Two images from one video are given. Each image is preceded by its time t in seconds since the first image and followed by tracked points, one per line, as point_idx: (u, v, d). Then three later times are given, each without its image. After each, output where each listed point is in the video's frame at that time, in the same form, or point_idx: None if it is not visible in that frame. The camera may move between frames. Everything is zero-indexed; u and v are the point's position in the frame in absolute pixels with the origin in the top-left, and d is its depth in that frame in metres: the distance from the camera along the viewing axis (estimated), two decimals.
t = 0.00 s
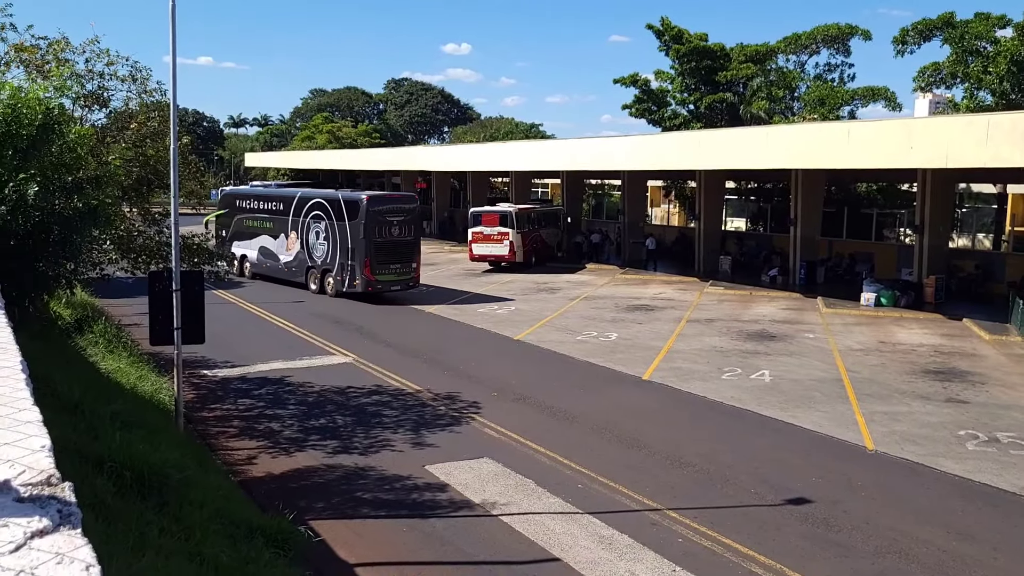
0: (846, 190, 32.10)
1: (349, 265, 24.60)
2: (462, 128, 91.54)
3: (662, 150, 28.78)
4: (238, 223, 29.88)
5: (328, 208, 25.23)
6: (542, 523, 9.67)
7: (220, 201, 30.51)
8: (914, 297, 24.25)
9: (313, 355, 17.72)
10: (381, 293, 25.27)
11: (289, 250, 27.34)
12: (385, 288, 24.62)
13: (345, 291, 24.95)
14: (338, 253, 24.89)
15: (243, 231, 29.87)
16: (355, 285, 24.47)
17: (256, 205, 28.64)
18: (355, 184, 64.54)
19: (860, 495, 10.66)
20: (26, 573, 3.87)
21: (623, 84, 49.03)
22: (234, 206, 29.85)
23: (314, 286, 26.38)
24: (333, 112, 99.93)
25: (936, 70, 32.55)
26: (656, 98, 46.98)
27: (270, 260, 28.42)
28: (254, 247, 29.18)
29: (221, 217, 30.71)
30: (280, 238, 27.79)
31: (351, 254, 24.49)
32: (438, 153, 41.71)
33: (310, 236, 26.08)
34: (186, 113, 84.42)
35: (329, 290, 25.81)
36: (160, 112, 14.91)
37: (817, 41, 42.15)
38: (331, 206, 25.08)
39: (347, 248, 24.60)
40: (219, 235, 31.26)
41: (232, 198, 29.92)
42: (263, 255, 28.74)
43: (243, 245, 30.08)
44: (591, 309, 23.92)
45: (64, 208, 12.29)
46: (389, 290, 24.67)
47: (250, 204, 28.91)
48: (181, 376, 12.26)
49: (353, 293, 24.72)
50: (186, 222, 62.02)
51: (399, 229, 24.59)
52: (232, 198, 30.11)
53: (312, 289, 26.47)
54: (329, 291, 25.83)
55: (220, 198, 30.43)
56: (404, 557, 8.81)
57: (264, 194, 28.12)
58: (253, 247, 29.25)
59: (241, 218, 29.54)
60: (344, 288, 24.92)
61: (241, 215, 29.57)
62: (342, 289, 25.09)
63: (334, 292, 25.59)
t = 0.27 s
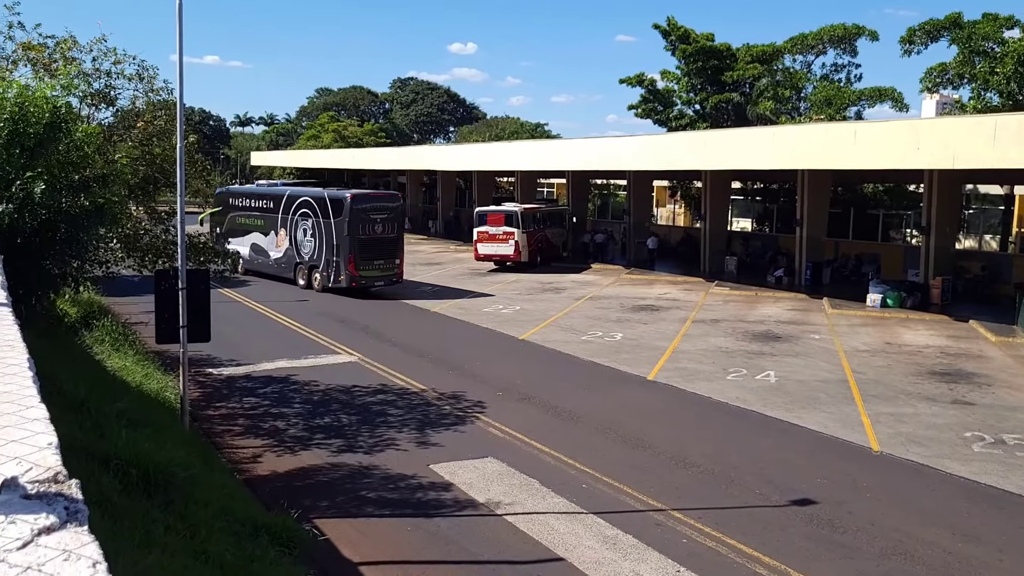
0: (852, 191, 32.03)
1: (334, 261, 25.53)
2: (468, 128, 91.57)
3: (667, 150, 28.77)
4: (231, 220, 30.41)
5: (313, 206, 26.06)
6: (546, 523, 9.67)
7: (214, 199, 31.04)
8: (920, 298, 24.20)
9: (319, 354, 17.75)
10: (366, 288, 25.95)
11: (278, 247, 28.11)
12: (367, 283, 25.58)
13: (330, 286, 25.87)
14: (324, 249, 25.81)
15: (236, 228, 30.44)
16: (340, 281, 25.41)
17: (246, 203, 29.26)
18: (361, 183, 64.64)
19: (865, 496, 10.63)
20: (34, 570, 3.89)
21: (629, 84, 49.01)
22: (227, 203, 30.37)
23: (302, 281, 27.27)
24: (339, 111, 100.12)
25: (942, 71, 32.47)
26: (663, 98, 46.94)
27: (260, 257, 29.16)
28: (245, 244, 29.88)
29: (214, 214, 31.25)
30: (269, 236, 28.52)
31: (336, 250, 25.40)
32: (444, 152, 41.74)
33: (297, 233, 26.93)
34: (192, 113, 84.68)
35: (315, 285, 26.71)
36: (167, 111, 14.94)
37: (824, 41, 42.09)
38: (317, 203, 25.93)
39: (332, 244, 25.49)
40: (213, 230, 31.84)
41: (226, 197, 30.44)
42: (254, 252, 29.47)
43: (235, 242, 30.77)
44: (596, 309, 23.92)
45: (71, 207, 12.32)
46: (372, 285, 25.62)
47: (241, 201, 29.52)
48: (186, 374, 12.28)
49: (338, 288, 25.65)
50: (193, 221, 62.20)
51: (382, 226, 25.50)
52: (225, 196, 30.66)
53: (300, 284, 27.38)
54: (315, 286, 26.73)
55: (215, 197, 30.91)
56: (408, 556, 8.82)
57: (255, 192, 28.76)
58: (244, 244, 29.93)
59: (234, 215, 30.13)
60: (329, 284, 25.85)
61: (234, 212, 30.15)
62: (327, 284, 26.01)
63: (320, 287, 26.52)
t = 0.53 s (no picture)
0: (858, 191, 31.97)
1: (320, 256, 26.33)
2: (474, 126, 91.62)
3: (673, 150, 28.74)
4: (225, 217, 31.32)
5: (300, 203, 26.87)
6: (551, 522, 9.67)
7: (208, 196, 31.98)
8: (926, 298, 24.16)
9: (324, 352, 17.77)
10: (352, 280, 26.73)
11: (269, 243, 28.98)
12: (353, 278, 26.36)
13: (317, 281, 26.70)
14: (311, 245, 26.63)
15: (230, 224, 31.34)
16: (326, 276, 26.21)
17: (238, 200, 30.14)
18: (367, 181, 64.73)
19: (870, 497, 10.61)
20: (39, 565, 3.88)
21: (635, 83, 48.98)
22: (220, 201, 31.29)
23: (291, 276, 28.14)
24: (345, 109, 100.27)
25: (949, 70, 32.39)
26: (668, 97, 46.89)
27: (253, 252, 30.03)
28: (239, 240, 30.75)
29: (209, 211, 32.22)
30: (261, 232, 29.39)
31: (322, 246, 26.19)
32: (450, 151, 41.75)
33: (286, 229, 27.77)
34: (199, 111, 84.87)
35: (304, 280, 27.57)
36: (173, 109, 14.95)
37: (831, 41, 42.00)
38: (303, 200, 26.72)
39: (318, 240, 26.28)
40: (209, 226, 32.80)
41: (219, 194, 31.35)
42: (247, 248, 30.35)
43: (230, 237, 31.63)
44: (601, 308, 23.92)
45: (77, 203, 12.35)
46: (357, 280, 26.40)
47: (234, 198, 30.42)
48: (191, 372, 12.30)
49: (324, 282, 26.45)
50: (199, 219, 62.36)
51: (366, 222, 26.20)
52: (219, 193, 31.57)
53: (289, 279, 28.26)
54: (304, 280, 27.59)
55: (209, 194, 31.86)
56: (412, 554, 8.83)
57: (246, 189, 29.65)
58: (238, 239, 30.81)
59: (227, 212, 31.04)
60: (316, 278, 26.67)
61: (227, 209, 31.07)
62: (315, 279, 26.83)
63: (308, 281, 27.36)
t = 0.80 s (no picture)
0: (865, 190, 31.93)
1: (307, 253, 27.28)
2: (480, 126, 91.65)
3: (679, 149, 28.73)
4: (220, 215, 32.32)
5: (289, 201, 27.87)
6: (556, 521, 9.67)
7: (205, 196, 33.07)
8: (933, 297, 24.10)
9: (330, 351, 17.80)
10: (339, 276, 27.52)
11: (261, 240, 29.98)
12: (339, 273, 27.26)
13: (304, 276, 27.64)
14: (298, 241, 27.60)
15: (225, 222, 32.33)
16: (313, 271, 27.15)
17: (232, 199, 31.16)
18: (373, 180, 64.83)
19: (877, 497, 10.59)
20: (46, 562, 3.87)
21: (641, 83, 48.95)
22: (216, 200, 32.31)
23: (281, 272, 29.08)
24: (351, 109, 100.44)
25: (956, 69, 32.30)
26: (674, 96, 46.85)
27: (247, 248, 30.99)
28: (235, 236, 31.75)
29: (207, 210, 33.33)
30: (253, 230, 30.38)
31: (308, 242, 27.16)
32: (456, 151, 41.78)
33: (275, 227, 28.75)
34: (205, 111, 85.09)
35: (293, 275, 28.52)
36: (180, 109, 14.97)
37: (838, 40, 41.93)
38: (291, 198, 27.71)
39: (306, 237, 27.23)
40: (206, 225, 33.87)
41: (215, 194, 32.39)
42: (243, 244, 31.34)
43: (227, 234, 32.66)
44: (607, 307, 23.92)
45: (84, 203, 12.37)
46: (343, 275, 27.29)
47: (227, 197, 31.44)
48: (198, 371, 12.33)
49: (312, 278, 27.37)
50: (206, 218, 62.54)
51: (351, 220, 27.18)
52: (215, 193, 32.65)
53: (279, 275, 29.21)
54: (292, 276, 28.53)
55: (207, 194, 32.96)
56: (418, 553, 8.84)
57: (238, 188, 30.68)
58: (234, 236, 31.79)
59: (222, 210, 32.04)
60: (304, 274, 27.61)
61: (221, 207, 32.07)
62: (303, 275, 27.77)
63: (297, 277, 28.29)
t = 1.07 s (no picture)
0: (869, 189, 31.89)
1: (293, 249, 28.40)
2: (483, 125, 91.67)
3: (683, 149, 28.71)
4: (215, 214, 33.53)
5: (277, 199, 29.05)
6: (559, 520, 9.67)
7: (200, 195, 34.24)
8: (937, 297, 24.05)
9: (334, 350, 17.81)
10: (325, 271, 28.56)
11: (252, 237, 31.16)
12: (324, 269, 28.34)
13: (291, 272, 28.73)
14: (285, 239, 28.74)
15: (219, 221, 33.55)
16: (299, 267, 28.25)
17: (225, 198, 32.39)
18: (376, 179, 64.89)
19: (880, 496, 10.58)
20: (47, 561, 3.87)
21: (644, 82, 48.91)
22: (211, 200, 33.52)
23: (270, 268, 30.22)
24: (355, 108, 100.56)
25: (960, 68, 32.21)
26: (678, 96, 46.80)
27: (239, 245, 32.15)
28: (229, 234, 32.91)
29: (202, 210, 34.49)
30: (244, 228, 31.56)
31: (294, 239, 28.29)
32: (459, 150, 41.82)
33: (264, 225, 29.94)
34: (209, 110, 85.28)
35: (281, 272, 29.66)
36: (183, 107, 14.98)
37: (842, 39, 41.85)
38: (279, 197, 28.90)
39: (293, 234, 28.38)
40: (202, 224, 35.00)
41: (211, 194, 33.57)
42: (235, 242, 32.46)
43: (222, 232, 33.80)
44: (610, 307, 23.93)
45: (88, 202, 12.39)
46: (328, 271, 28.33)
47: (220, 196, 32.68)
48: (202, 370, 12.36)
49: (298, 274, 28.47)
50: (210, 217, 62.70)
51: (336, 217, 28.31)
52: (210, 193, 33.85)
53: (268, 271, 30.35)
54: (280, 272, 29.67)
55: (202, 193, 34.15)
56: (421, 552, 8.84)
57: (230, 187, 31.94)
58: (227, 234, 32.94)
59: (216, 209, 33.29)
60: (290, 270, 28.70)
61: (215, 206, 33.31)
62: (290, 271, 28.86)
63: (285, 273, 29.42)
